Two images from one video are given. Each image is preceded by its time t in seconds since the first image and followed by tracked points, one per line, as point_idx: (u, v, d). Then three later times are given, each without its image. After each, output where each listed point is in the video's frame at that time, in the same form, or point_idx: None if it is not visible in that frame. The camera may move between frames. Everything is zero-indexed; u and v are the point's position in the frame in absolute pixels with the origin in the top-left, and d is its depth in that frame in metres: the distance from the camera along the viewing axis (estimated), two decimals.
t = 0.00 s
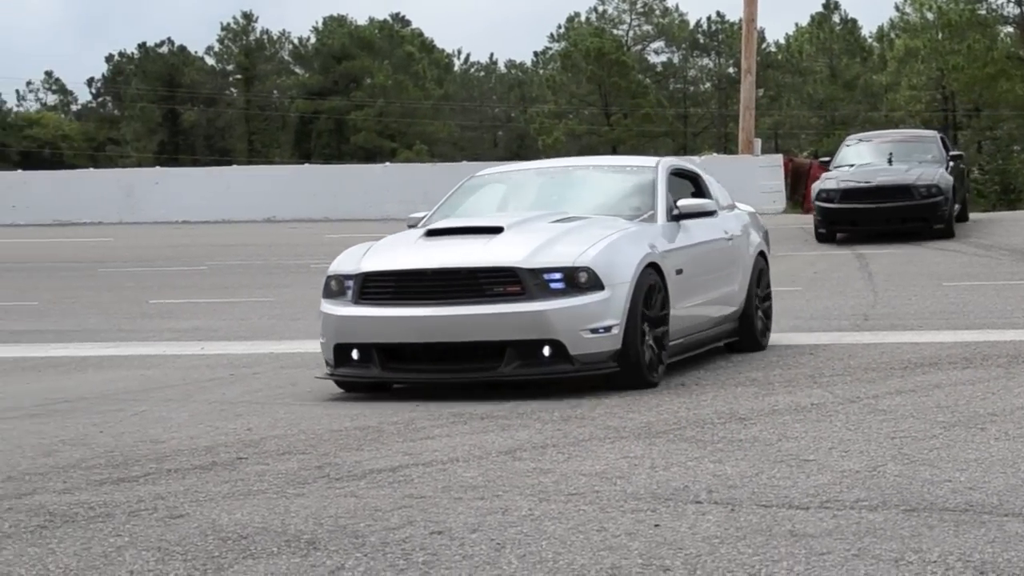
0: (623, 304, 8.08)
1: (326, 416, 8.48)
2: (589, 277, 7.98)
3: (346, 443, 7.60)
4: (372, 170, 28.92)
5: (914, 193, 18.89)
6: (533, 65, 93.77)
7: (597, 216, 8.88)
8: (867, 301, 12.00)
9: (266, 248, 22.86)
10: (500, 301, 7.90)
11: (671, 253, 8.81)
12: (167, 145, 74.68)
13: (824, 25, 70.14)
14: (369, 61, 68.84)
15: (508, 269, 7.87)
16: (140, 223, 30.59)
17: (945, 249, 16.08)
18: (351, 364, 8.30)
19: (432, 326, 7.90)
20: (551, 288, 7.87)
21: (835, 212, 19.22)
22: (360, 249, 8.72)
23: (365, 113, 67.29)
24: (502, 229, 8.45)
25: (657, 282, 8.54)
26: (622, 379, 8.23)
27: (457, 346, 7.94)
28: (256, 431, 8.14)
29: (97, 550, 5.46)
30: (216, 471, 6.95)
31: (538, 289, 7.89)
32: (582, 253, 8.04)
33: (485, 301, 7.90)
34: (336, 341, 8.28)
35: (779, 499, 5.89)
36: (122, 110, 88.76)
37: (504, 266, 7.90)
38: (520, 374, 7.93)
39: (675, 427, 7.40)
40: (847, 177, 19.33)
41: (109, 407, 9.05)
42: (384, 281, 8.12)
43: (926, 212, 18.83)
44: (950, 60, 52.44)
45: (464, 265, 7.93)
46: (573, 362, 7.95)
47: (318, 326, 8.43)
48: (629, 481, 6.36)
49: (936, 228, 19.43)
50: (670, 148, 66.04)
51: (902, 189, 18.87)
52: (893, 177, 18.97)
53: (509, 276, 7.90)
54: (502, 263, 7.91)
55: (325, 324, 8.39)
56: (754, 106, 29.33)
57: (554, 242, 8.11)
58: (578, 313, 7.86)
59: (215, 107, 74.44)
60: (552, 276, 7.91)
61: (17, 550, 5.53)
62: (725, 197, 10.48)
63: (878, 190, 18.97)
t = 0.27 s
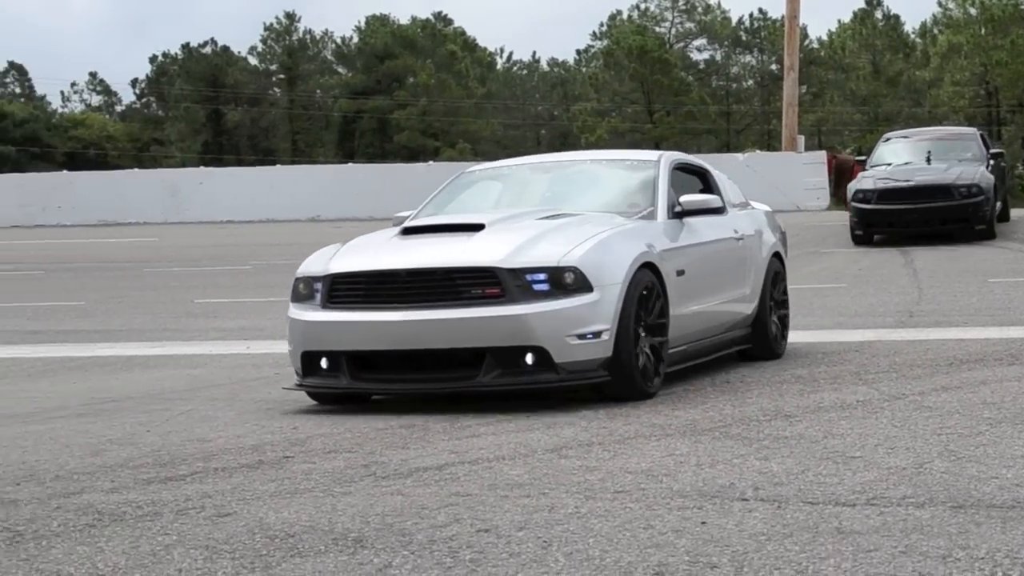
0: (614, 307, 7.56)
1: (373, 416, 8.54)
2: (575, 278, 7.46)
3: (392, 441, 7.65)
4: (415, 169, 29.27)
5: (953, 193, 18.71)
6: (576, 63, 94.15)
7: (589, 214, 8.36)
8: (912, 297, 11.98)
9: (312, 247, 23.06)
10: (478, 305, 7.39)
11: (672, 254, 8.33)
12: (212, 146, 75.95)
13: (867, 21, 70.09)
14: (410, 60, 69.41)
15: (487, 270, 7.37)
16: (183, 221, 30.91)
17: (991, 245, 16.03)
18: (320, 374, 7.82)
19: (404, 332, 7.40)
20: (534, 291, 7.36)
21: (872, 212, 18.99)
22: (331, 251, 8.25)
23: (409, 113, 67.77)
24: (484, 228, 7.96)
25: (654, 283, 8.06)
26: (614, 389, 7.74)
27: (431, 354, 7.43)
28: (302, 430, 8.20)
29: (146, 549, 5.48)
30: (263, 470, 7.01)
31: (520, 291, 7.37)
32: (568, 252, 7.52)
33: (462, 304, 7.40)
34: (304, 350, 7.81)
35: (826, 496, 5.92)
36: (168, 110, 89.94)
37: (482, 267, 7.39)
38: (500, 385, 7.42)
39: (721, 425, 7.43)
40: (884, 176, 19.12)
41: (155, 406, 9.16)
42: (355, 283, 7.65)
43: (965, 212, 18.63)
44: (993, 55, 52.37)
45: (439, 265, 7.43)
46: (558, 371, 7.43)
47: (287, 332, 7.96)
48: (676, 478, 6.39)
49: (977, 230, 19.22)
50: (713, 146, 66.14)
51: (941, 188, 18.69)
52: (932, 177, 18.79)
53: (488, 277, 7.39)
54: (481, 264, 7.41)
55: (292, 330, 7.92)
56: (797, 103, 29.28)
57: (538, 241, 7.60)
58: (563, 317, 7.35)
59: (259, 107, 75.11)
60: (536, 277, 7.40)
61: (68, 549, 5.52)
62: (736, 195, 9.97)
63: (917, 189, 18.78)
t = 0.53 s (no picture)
0: (586, 315, 6.96)
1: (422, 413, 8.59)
2: (539, 280, 6.85)
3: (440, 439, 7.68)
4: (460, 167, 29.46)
5: (996, 196, 18.04)
6: (623, 61, 94.41)
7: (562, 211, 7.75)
8: (962, 293, 11.94)
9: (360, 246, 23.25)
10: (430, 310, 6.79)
11: (658, 255, 7.72)
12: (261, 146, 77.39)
13: (914, 17, 69.91)
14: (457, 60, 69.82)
15: (442, 272, 6.76)
16: (234, 221, 31.25)
17: None
18: (259, 387, 7.23)
19: (348, 341, 6.80)
20: (494, 294, 6.76)
21: (911, 216, 18.28)
22: (276, 250, 7.65)
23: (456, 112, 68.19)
24: (445, 226, 7.35)
25: (635, 287, 7.44)
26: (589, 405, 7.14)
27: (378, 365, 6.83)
28: (351, 427, 8.26)
29: (198, 546, 5.53)
30: (312, 468, 7.05)
31: (478, 295, 6.77)
32: (531, 253, 6.90)
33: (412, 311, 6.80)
34: (242, 359, 7.22)
35: (877, 493, 5.93)
36: (217, 111, 90.95)
37: (436, 269, 6.79)
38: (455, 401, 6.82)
39: (770, 422, 7.44)
40: (924, 177, 18.48)
41: (204, 404, 9.25)
42: (297, 285, 7.06)
43: (1009, 216, 17.96)
44: None
45: (388, 267, 6.82)
46: (517, 386, 6.82)
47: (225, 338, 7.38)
48: (725, 476, 6.42)
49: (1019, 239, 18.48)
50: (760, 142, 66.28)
51: (983, 190, 18.04)
52: (975, 178, 18.15)
53: (443, 279, 6.79)
54: (435, 265, 6.80)
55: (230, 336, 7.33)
56: (845, 99, 29.10)
57: (501, 241, 7.00)
58: (524, 325, 6.75)
59: (307, 107, 75.75)
60: (496, 279, 6.79)
61: (119, 547, 5.55)
62: (738, 189, 9.33)
63: (958, 191, 18.15)
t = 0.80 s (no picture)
0: (552, 322, 6.44)
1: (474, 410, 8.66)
2: (496, 283, 6.31)
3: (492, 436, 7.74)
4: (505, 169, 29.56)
5: None
6: (672, 59, 94.45)
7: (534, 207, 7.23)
8: (1017, 288, 11.89)
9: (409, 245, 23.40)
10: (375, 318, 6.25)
11: (639, 256, 7.21)
12: (311, 145, 78.12)
13: (965, 13, 69.51)
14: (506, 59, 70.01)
15: (389, 276, 6.23)
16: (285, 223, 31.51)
17: None
18: (195, 403, 6.72)
19: (285, 352, 6.26)
20: (447, 298, 6.23)
21: (952, 217, 17.87)
22: (216, 252, 7.13)
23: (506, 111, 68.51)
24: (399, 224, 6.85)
25: (611, 291, 6.91)
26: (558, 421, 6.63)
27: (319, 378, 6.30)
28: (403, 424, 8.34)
29: (252, 545, 5.57)
30: (365, 466, 7.04)
31: (429, 300, 6.23)
32: (488, 254, 6.37)
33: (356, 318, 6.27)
34: (175, 373, 6.69)
35: (929, 489, 5.95)
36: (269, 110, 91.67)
37: (382, 273, 6.25)
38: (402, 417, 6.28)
39: (822, 419, 7.47)
40: (965, 177, 18.05)
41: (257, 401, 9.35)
42: (233, 291, 6.53)
43: None
44: None
45: (329, 270, 6.29)
46: (473, 400, 6.29)
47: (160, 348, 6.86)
48: (777, 472, 6.47)
49: None
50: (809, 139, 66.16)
51: None
52: (1019, 178, 17.72)
53: (388, 284, 6.25)
54: (380, 269, 6.26)
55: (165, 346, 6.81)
56: (895, 97, 28.88)
57: (456, 242, 6.48)
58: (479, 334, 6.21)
59: (357, 106, 76.28)
60: (448, 283, 6.26)
61: (172, 548, 5.64)
62: (739, 184, 8.84)
63: (1002, 192, 17.73)
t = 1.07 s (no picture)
0: (496, 333, 5.77)
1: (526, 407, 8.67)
2: (429, 291, 5.64)
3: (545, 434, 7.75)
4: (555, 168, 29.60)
5: None
6: (720, 55, 94.34)
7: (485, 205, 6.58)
8: None
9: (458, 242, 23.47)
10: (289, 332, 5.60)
11: (599, 259, 6.55)
12: (360, 145, 78.67)
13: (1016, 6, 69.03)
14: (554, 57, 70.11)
15: (307, 284, 5.58)
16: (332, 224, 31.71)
17: None
18: (104, 425, 6.11)
19: (191, 370, 5.63)
20: (370, 309, 5.56)
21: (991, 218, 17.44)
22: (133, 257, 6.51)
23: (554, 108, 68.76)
24: (333, 224, 6.23)
25: (569, 299, 6.28)
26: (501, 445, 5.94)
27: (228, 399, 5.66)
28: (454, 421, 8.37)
29: (307, 544, 5.54)
30: (420, 462, 6.96)
31: (350, 311, 5.57)
32: (420, 258, 5.70)
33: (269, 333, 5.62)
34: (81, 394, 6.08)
35: (985, 487, 5.95)
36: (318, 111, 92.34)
37: (299, 281, 5.60)
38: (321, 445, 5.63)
39: (877, 416, 7.46)
40: (1006, 176, 17.64)
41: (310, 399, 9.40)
42: (140, 300, 5.90)
43: None
44: None
45: (241, 278, 5.66)
46: (401, 425, 5.63)
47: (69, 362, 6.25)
48: (832, 470, 6.47)
49: None
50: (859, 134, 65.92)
51: None
52: None
53: (306, 293, 5.60)
54: (297, 277, 5.61)
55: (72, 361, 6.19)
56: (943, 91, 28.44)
57: (388, 245, 5.82)
58: (407, 349, 5.53)
59: (405, 105, 76.71)
60: (371, 291, 5.59)
61: (229, 545, 5.56)
62: (728, 179, 8.25)
63: None
